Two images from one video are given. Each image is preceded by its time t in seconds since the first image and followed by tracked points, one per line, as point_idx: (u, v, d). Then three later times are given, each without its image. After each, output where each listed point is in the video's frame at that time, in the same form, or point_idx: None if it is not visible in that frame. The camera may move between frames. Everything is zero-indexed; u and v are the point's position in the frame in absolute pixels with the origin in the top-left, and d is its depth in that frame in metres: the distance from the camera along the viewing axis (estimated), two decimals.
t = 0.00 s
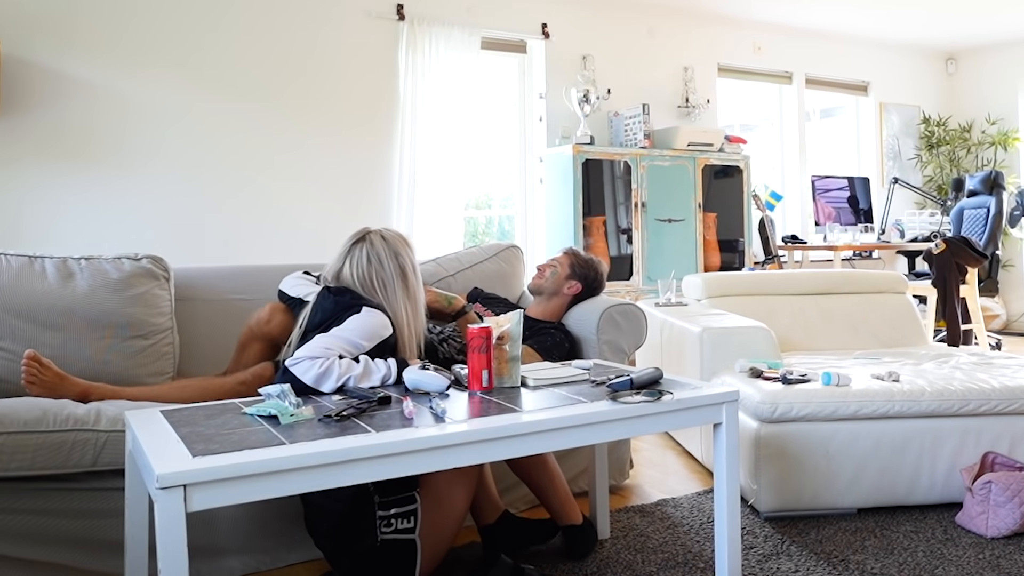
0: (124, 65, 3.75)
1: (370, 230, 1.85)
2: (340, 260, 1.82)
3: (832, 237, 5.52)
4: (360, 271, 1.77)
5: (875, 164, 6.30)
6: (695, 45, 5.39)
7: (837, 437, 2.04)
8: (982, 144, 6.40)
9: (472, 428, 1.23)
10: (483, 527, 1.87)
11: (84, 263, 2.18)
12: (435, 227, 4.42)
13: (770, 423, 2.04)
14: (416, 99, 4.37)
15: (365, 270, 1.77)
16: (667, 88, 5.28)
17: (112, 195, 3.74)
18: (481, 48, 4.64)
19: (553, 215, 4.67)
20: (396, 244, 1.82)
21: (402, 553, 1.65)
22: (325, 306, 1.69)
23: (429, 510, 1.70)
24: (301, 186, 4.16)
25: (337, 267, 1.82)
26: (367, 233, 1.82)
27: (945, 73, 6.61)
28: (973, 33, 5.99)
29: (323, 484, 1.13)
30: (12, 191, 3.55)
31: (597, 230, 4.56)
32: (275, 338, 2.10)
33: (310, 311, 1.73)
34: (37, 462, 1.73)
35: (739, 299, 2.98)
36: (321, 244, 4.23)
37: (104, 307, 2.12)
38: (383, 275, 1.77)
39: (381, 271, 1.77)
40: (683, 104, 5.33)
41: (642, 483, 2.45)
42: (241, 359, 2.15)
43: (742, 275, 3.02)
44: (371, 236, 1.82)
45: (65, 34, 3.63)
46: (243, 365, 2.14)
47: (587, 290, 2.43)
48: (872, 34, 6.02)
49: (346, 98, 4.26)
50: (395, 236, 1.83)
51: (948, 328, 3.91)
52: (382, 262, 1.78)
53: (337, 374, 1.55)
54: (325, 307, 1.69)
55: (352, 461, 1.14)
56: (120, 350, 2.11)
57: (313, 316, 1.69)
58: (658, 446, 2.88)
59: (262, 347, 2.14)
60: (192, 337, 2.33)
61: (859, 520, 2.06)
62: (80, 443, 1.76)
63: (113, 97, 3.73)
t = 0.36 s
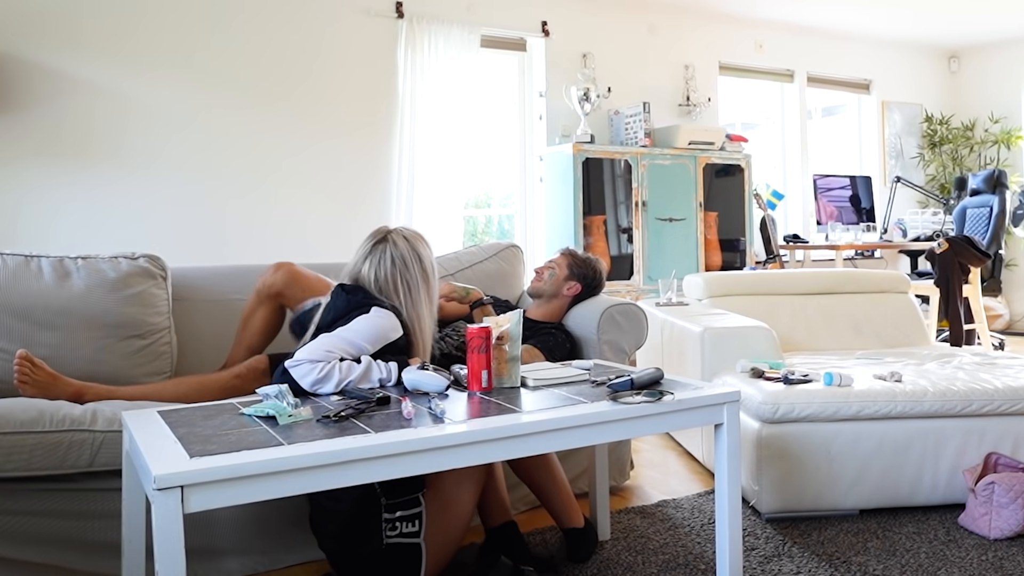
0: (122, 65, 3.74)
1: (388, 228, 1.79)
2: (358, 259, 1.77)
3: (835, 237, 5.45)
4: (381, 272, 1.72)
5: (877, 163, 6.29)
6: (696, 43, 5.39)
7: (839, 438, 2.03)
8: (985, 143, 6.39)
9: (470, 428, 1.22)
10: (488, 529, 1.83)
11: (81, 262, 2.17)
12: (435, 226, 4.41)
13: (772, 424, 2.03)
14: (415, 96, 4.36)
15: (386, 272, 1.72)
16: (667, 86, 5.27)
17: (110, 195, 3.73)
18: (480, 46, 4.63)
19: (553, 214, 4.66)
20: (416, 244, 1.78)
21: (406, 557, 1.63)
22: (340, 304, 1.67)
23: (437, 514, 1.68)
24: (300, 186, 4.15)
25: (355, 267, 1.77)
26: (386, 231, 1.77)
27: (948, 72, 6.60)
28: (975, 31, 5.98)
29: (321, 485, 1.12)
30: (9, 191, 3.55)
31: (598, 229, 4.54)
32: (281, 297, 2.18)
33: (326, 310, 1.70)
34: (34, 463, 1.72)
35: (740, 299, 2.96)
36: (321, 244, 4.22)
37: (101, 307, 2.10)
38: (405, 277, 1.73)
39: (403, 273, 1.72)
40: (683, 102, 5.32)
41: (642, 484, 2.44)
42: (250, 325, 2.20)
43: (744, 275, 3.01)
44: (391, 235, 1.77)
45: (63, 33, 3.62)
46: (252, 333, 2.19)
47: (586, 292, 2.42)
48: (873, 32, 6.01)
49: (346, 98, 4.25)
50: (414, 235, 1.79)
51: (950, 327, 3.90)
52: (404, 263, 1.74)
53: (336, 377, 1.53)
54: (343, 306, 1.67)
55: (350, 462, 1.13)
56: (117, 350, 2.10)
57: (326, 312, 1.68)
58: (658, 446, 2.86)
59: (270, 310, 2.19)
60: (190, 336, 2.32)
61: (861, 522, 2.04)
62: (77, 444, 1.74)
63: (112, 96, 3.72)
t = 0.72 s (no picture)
0: (121, 65, 3.74)
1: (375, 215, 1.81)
2: (344, 245, 1.80)
3: (836, 235, 5.41)
4: (365, 259, 1.74)
5: (879, 162, 6.28)
6: (698, 41, 5.38)
7: (841, 438, 2.02)
8: (987, 142, 6.39)
9: (469, 429, 1.21)
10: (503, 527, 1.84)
11: (79, 262, 2.16)
12: (436, 225, 4.40)
13: (773, 424, 2.02)
14: (414, 95, 4.35)
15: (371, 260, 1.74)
16: (668, 84, 5.26)
17: (110, 195, 3.73)
18: (479, 44, 4.61)
19: (553, 214, 4.65)
20: (404, 230, 1.78)
21: (425, 537, 1.68)
22: (339, 301, 1.66)
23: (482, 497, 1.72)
24: (300, 186, 4.15)
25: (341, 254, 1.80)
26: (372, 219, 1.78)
27: (949, 70, 6.59)
28: (977, 29, 5.97)
29: (320, 485, 1.11)
30: (8, 190, 3.54)
31: (598, 228, 4.53)
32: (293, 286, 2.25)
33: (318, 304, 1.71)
34: (32, 464, 1.71)
35: (741, 298, 2.95)
36: (321, 244, 4.22)
37: (99, 307, 2.10)
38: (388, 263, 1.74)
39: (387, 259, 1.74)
40: (684, 100, 5.31)
41: (643, 484, 2.43)
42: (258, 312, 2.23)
43: (745, 274, 3.00)
44: (380, 221, 1.78)
45: (63, 33, 3.62)
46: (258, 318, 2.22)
47: (593, 294, 2.41)
48: (875, 30, 6.00)
49: (346, 97, 4.24)
50: (401, 221, 1.79)
51: (952, 327, 3.89)
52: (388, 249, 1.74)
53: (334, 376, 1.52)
54: (342, 306, 1.65)
55: (349, 463, 1.12)
56: (115, 350, 2.10)
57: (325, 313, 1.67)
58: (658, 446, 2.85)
59: (280, 299, 2.24)
60: (188, 336, 2.31)
61: (863, 522, 2.03)
62: (75, 444, 1.74)
63: (111, 96, 3.72)
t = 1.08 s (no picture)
0: (120, 65, 3.73)
1: (423, 209, 1.79)
2: (394, 238, 1.76)
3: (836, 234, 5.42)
4: (422, 252, 1.73)
5: (881, 161, 6.27)
6: (700, 39, 5.37)
7: (842, 439, 2.01)
8: (990, 140, 6.38)
9: (469, 429, 1.20)
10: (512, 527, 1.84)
11: (75, 261, 2.15)
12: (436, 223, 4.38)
13: (774, 424, 2.01)
14: (412, 93, 4.34)
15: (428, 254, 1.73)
16: (669, 82, 5.25)
17: (108, 194, 3.72)
18: (479, 42, 4.60)
19: (552, 213, 4.64)
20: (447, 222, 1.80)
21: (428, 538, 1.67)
22: (397, 295, 1.63)
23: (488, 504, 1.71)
24: (299, 185, 4.14)
25: (388, 247, 1.77)
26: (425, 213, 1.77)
27: (952, 68, 6.58)
28: (979, 27, 5.96)
29: (317, 487, 1.10)
30: (5, 189, 3.53)
31: (598, 228, 4.51)
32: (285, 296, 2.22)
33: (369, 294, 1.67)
34: (30, 464, 1.70)
35: (742, 298, 2.94)
36: (321, 243, 4.21)
37: (96, 307, 2.09)
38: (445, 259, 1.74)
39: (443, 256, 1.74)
40: (685, 99, 5.30)
41: (643, 485, 2.42)
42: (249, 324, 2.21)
43: (746, 274, 2.98)
44: (425, 215, 1.78)
45: (61, 33, 3.61)
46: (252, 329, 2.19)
47: (590, 297, 2.39)
48: (876, 29, 5.98)
49: (345, 96, 4.23)
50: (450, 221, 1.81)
51: (954, 327, 3.88)
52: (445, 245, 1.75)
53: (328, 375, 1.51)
54: (400, 300, 1.63)
55: (347, 463, 1.11)
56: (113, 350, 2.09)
57: (380, 305, 1.64)
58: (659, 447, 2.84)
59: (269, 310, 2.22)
60: (187, 336, 2.30)
61: (865, 523, 2.02)
62: (72, 444, 1.72)
63: (109, 95, 3.71)
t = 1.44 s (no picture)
0: (118, 64, 3.72)
1: (433, 207, 1.83)
2: (413, 236, 1.79)
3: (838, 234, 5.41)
4: (444, 248, 1.77)
5: (883, 159, 6.26)
6: (701, 37, 5.36)
7: (844, 440, 1.99)
8: (993, 139, 6.37)
9: (468, 430, 1.19)
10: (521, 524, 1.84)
11: (73, 260, 2.14)
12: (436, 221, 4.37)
13: (776, 425, 1.99)
14: (411, 90, 4.32)
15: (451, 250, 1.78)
16: (669, 80, 5.23)
17: (107, 194, 3.71)
18: (478, 40, 4.59)
19: (552, 211, 4.63)
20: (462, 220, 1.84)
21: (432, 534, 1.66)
22: (444, 288, 1.71)
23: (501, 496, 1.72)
24: (298, 185, 4.13)
25: (405, 246, 1.79)
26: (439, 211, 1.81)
27: (955, 67, 6.57)
28: (981, 25, 5.95)
29: (314, 488, 1.08)
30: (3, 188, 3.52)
31: (598, 227, 4.50)
32: (288, 299, 2.03)
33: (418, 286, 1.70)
34: (28, 465, 1.69)
35: (743, 298, 2.93)
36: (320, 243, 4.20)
37: (94, 307, 2.08)
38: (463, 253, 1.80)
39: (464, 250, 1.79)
40: (686, 97, 5.28)
41: (644, 486, 2.40)
42: (246, 329, 2.05)
43: (748, 274, 2.97)
44: (441, 213, 1.81)
45: (59, 31, 3.60)
46: (248, 337, 2.05)
47: (588, 297, 2.38)
48: (878, 27, 5.97)
49: (345, 96, 4.22)
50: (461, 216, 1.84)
51: (957, 326, 3.86)
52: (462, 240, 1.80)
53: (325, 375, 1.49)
54: (447, 292, 1.71)
55: (345, 464, 1.09)
56: (109, 350, 2.07)
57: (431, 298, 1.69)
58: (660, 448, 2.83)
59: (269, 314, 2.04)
60: (184, 336, 2.28)
61: (867, 525, 2.00)
62: (69, 445, 1.71)
63: (108, 95, 3.70)
